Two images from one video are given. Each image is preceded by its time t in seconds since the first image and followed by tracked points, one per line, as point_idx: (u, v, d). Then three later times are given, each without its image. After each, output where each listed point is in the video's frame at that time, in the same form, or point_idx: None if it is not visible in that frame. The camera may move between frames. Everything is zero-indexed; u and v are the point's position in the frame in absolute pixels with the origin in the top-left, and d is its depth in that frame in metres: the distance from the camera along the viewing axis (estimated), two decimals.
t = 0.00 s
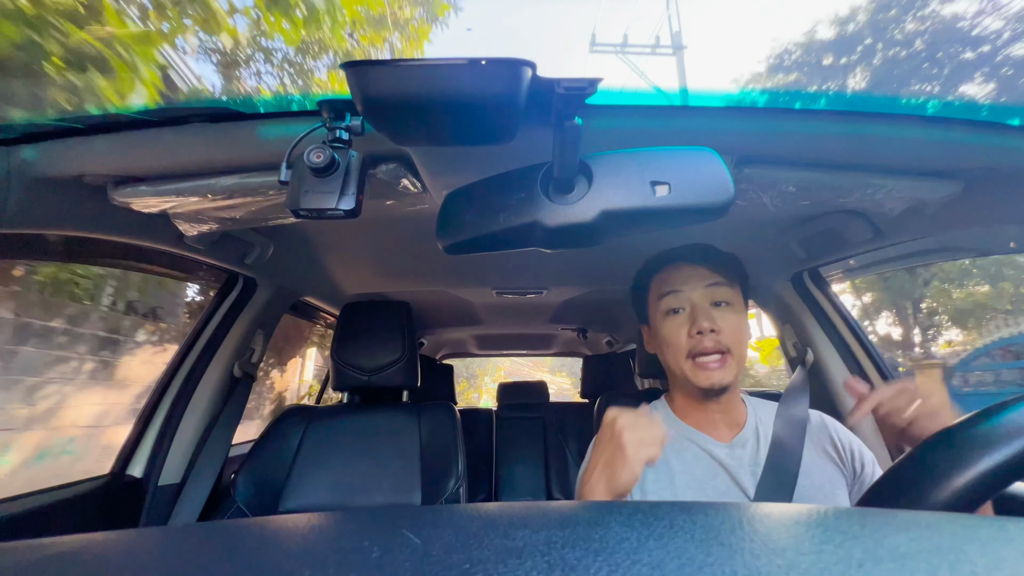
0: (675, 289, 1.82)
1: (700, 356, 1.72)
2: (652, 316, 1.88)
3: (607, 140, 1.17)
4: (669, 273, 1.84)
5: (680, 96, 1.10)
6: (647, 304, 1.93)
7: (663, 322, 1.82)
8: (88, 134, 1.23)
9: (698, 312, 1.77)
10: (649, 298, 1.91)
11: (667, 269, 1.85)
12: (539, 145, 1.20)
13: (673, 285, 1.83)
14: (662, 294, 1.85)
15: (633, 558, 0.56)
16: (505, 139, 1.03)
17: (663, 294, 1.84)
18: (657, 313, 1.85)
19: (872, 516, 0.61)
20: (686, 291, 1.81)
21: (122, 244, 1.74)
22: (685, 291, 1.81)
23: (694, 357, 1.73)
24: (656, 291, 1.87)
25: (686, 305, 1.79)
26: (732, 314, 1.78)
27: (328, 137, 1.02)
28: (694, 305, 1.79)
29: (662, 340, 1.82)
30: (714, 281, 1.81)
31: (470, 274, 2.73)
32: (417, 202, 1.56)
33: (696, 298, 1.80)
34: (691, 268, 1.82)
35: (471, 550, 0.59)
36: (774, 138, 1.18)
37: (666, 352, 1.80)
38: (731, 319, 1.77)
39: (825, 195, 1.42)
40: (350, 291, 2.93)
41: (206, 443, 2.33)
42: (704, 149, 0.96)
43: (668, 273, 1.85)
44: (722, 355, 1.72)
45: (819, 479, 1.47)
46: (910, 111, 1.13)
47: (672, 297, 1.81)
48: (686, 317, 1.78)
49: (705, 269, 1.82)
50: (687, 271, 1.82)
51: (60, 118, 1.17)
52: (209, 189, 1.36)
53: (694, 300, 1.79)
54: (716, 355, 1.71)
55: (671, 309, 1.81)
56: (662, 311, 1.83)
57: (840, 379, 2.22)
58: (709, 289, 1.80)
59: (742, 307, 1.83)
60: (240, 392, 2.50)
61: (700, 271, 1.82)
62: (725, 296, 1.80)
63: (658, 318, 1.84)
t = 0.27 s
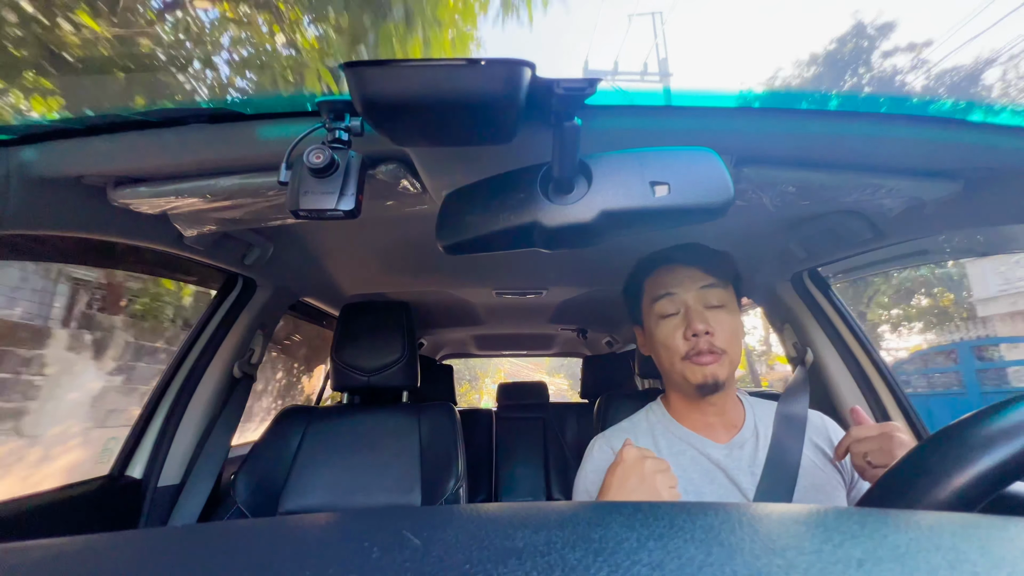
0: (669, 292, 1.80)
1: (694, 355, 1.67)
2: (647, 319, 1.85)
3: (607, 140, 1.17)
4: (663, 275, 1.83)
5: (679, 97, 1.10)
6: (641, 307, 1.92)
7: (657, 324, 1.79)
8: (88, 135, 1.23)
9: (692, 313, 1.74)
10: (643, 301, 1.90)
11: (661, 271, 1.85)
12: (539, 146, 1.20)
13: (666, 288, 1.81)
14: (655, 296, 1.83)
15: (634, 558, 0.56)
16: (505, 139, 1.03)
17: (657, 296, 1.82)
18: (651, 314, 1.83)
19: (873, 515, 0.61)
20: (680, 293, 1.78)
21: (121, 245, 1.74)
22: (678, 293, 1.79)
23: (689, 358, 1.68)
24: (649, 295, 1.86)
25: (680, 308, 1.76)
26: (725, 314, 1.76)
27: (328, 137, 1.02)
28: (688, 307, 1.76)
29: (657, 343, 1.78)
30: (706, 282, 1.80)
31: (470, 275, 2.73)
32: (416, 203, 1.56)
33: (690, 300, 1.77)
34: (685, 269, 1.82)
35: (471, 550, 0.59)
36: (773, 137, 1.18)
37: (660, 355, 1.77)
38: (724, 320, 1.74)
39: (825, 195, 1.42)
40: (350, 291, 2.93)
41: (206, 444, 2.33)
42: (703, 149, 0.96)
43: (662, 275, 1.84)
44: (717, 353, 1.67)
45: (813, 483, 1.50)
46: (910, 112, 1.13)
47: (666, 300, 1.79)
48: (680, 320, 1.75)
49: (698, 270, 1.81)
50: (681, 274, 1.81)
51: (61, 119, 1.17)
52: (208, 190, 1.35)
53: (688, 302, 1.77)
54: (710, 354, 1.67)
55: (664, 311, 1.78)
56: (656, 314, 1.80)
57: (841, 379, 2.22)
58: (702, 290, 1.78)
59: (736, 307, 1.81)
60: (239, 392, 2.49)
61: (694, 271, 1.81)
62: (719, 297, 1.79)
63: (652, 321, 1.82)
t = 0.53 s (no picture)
0: (664, 291, 1.81)
1: (691, 351, 1.67)
2: (644, 321, 1.86)
3: (607, 141, 1.17)
4: (659, 275, 1.84)
5: (679, 98, 1.10)
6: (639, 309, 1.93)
7: (654, 324, 1.80)
8: (89, 136, 1.23)
9: (688, 311, 1.75)
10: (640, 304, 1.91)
11: (657, 272, 1.86)
12: (539, 146, 1.20)
13: (662, 287, 1.82)
14: (652, 297, 1.84)
15: (634, 559, 0.56)
16: (505, 140, 1.03)
17: (653, 296, 1.83)
18: (648, 315, 1.84)
19: (873, 516, 0.61)
20: (675, 292, 1.79)
21: (121, 245, 1.74)
22: (674, 292, 1.80)
23: (686, 355, 1.68)
24: (646, 296, 1.87)
25: (675, 306, 1.78)
26: (721, 311, 1.76)
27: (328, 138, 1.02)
28: (684, 305, 1.77)
29: (654, 343, 1.79)
30: (701, 280, 1.80)
31: (470, 275, 2.73)
32: (417, 203, 1.56)
33: (685, 298, 1.78)
34: (681, 269, 1.83)
35: (471, 551, 0.59)
36: (773, 138, 1.18)
37: (658, 354, 1.76)
38: (721, 316, 1.74)
39: (825, 195, 1.42)
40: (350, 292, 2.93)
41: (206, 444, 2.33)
42: (703, 149, 0.96)
43: (658, 276, 1.85)
44: (714, 348, 1.67)
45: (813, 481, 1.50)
46: (909, 114, 1.13)
47: (661, 299, 1.80)
48: (676, 318, 1.76)
49: (694, 269, 1.82)
50: (677, 273, 1.82)
51: (62, 119, 1.17)
52: (209, 190, 1.36)
53: (684, 300, 1.78)
54: (707, 350, 1.67)
55: (661, 310, 1.79)
56: (652, 314, 1.81)
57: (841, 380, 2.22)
58: (698, 289, 1.79)
59: (729, 305, 1.81)
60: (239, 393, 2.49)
61: (689, 271, 1.81)
62: (714, 295, 1.79)
63: (649, 321, 1.82)
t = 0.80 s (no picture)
0: (668, 287, 1.82)
1: (694, 345, 1.68)
2: (647, 317, 1.87)
3: (607, 140, 1.17)
4: (664, 272, 1.85)
5: (681, 99, 1.10)
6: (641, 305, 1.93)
7: (658, 319, 1.80)
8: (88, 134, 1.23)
9: (693, 306, 1.76)
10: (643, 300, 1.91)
11: (662, 269, 1.87)
12: (539, 147, 1.20)
13: (667, 283, 1.83)
14: (656, 293, 1.85)
15: (634, 559, 0.56)
16: (505, 139, 1.03)
17: (657, 292, 1.84)
18: (651, 311, 1.84)
19: (870, 516, 0.61)
20: (680, 288, 1.80)
21: (121, 244, 1.74)
22: (679, 289, 1.81)
23: (689, 348, 1.69)
24: (649, 292, 1.87)
25: (679, 301, 1.79)
26: (725, 309, 1.77)
27: (328, 137, 1.02)
28: (688, 301, 1.78)
29: (657, 337, 1.80)
30: (706, 278, 1.81)
31: (470, 275, 2.73)
32: (417, 203, 1.56)
33: (690, 295, 1.79)
34: (684, 267, 1.83)
35: (471, 550, 0.59)
36: (773, 138, 1.18)
37: (660, 348, 1.77)
38: (725, 314, 1.75)
39: (825, 196, 1.42)
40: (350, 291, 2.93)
41: (205, 443, 2.33)
42: (703, 149, 0.96)
43: (662, 273, 1.86)
44: (717, 344, 1.68)
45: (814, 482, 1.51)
46: (912, 115, 1.13)
47: (666, 295, 1.81)
48: (680, 313, 1.77)
49: (698, 268, 1.83)
50: (682, 270, 1.83)
51: (62, 118, 1.17)
52: (209, 189, 1.35)
53: (688, 296, 1.78)
54: (710, 344, 1.68)
55: (665, 305, 1.80)
56: (656, 309, 1.82)
57: (840, 380, 2.21)
58: (703, 286, 1.80)
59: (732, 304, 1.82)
60: (239, 392, 2.49)
61: (692, 268, 1.82)
62: (719, 293, 1.80)
63: (652, 317, 1.83)
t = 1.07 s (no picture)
0: (685, 282, 1.82)
1: (707, 337, 1.68)
2: (659, 308, 1.86)
3: (607, 139, 1.17)
4: (682, 267, 1.84)
5: (682, 98, 1.10)
6: (652, 299, 1.93)
7: (670, 311, 1.80)
8: (88, 134, 1.22)
9: (710, 301, 1.76)
10: (656, 293, 1.91)
11: (678, 265, 1.87)
12: (539, 146, 1.20)
13: (685, 277, 1.83)
14: (672, 286, 1.84)
15: (634, 559, 0.56)
16: (506, 139, 1.03)
17: (673, 286, 1.83)
18: (664, 303, 1.84)
19: (870, 514, 0.61)
20: (698, 284, 1.80)
21: (121, 245, 1.74)
22: (696, 284, 1.81)
23: (703, 339, 1.69)
24: (666, 285, 1.87)
25: (696, 296, 1.78)
26: (739, 308, 1.77)
27: (328, 137, 1.02)
28: (705, 296, 1.78)
29: (669, 328, 1.79)
30: (724, 277, 1.82)
31: (470, 275, 2.73)
32: (417, 203, 1.56)
33: (707, 291, 1.79)
34: (701, 266, 1.84)
35: (470, 550, 0.59)
36: (774, 137, 1.18)
37: (671, 338, 1.77)
38: (740, 312, 1.75)
39: (825, 195, 1.42)
40: (350, 291, 2.93)
41: (206, 443, 2.33)
42: (703, 148, 0.96)
43: (678, 268, 1.85)
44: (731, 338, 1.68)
45: (814, 482, 1.51)
46: (913, 112, 1.12)
47: (682, 288, 1.81)
48: (695, 306, 1.76)
49: (714, 266, 1.84)
50: (699, 267, 1.83)
51: (62, 119, 1.17)
52: (209, 189, 1.35)
53: (705, 292, 1.78)
54: (724, 338, 1.68)
55: (681, 298, 1.80)
56: (670, 301, 1.81)
57: (840, 379, 2.21)
58: (720, 285, 1.80)
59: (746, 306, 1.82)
60: (240, 392, 2.49)
61: (710, 267, 1.83)
62: (734, 294, 1.81)
63: (665, 308, 1.82)
